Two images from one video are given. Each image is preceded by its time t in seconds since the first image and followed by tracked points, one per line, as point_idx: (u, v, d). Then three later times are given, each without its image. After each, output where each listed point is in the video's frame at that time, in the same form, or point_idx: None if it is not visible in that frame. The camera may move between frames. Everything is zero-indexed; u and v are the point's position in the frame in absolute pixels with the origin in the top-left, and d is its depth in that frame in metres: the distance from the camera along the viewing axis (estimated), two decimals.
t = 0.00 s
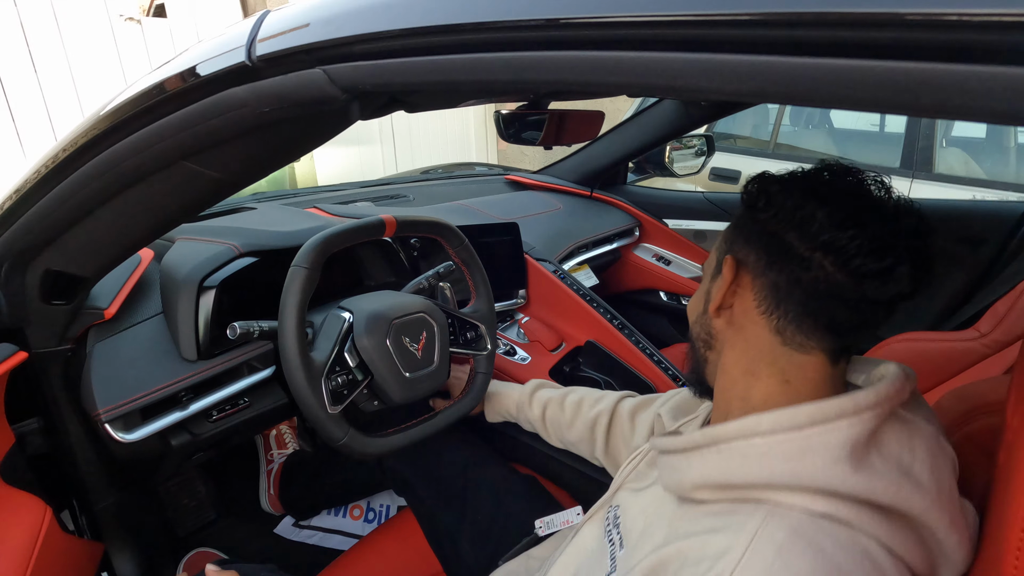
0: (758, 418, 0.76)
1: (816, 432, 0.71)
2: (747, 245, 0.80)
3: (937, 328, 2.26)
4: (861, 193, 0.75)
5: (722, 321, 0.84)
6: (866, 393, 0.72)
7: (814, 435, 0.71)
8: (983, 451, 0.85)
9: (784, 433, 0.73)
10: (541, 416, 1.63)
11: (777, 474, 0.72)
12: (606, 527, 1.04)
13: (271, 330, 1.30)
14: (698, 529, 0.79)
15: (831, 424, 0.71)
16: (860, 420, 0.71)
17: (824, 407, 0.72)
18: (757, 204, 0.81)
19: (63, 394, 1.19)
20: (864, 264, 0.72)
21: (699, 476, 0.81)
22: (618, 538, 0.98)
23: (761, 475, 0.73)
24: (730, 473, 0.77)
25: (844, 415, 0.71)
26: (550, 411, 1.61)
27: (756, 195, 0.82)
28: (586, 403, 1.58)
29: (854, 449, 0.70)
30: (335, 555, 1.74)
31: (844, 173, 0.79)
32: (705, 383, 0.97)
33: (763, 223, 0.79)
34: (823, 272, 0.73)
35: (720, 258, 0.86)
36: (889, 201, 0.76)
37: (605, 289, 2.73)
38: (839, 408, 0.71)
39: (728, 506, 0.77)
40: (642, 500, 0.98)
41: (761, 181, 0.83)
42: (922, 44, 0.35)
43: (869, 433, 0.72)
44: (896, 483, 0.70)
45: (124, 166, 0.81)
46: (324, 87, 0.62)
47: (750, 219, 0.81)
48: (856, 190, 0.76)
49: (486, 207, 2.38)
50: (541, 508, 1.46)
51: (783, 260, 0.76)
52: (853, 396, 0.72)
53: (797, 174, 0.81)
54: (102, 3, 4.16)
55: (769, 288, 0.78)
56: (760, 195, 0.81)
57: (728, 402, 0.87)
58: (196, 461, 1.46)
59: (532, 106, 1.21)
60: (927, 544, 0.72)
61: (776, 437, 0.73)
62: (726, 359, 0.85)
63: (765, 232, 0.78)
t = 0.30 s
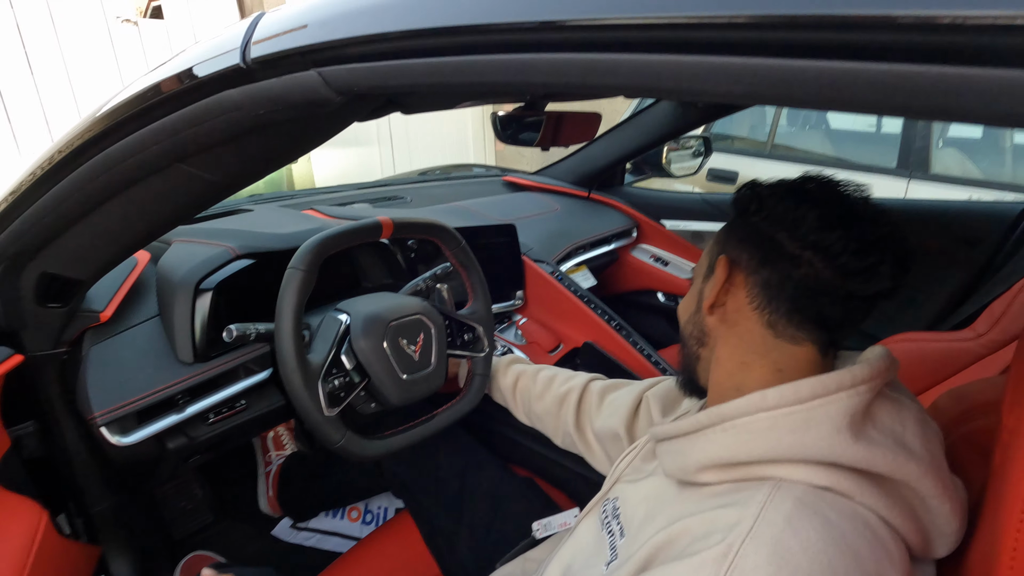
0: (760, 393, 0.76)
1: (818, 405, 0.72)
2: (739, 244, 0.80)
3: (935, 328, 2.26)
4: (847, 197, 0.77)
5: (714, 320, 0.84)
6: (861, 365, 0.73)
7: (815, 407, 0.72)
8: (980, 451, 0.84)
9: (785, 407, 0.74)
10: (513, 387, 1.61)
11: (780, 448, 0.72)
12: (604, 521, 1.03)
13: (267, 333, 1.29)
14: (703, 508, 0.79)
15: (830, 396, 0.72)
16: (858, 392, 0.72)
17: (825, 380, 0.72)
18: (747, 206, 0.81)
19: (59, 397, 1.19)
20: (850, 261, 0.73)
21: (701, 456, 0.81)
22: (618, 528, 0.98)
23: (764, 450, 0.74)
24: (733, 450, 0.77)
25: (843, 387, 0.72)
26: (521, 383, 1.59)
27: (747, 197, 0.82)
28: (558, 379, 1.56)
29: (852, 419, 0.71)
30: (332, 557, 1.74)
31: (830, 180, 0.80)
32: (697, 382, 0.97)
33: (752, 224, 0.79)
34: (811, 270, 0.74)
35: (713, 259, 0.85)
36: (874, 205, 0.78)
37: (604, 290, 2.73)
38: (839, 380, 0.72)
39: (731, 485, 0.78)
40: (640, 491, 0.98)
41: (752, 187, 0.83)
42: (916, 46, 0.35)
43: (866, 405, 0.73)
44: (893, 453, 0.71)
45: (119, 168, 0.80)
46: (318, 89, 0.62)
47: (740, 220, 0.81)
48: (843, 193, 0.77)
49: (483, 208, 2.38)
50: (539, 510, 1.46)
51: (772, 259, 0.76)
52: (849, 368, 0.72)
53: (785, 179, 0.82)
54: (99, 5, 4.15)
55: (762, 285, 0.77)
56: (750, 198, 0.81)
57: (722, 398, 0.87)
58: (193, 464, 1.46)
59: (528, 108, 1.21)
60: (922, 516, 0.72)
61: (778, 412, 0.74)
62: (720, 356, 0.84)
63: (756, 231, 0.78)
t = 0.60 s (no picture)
0: (764, 394, 0.75)
1: (822, 406, 0.71)
2: (736, 240, 0.80)
3: (936, 323, 2.26)
4: (844, 189, 0.76)
5: (712, 317, 0.83)
6: (866, 365, 0.72)
7: (819, 409, 0.71)
8: (985, 444, 0.84)
9: (789, 408, 0.73)
10: (508, 374, 1.63)
11: (783, 450, 0.72)
12: (605, 520, 1.03)
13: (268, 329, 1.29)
14: (705, 511, 0.78)
15: (834, 398, 0.71)
16: (862, 392, 0.71)
17: (829, 380, 0.72)
18: (743, 200, 0.81)
19: (60, 394, 1.19)
20: (847, 256, 0.72)
21: (703, 458, 0.80)
22: (619, 528, 0.98)
23: (768, 452, 0.73)
24: (736, 452, 0.76)
25: (847, 388, 0.71)
26: (516, 370, 1.62)
27: (742, 194, 0.82)
28: (551, 363, 1.58)
29: (856, 420, 0.71)
30: (334, 553, 1.74)
31: (827, 171, 0.80)
32: (697, 379, 0.96)
33: (748, 219, 0.79)
34: (808, 265, 0.73)
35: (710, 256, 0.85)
36: (871, 198, 0.77)
37: (604, 286, 2.72)
38: (843, 381, 0.71)
39: (735, 487, 0.78)
40: (642, 489, 0.98)
41: (748, 181, 0.82)
42: (921, 32, 0.35)
43: (870, 405, 0.72)
44: (897, 454, 0.71)
45: (118, 164, 0.80)
46: (318, 83, 0.61)
47: (735, 215, 0.81)
48: (840, 186, 0.76)
49: (484, 205, 2.38)
50: (541, 506, 1.46)
51: (768, 255, 0.76)
52: (853, 368, 0.72)
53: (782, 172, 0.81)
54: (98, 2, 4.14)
55: (759, 283, 0.77)
56: (746, 192, 0.80)
57: (722, 395, 0.86)
58: (194, 461, 1.46)
59: (528, 103, 1.21)
60: (927, 515, 0.72)
61: (781, 414, 0.73)
62: (719, 353, 0.84)
63: (752, 227, 0.78)
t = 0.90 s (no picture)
0: (772, 396, 0.76)
1: (830, 409, 0.71)
2: (748, 238, 0.80)
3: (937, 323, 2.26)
4: (862, 188, 0.76)
5: (721, 314, 0.84)
6: (875, 368, 0.73)
7: (827, 411, 0.72)
8: (989, 443, 0.84)
9: (797, 410, 0.73)
10: (518, 377, 1.64)
11: (790, 452, 0.72)
12: (609, 519, 1.03)
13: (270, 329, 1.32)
14: (711, 512, 0.79)
15: (842, 400, 0.71)
16: (871, 395, 0.71)
17: (837, 383, 0.72)
18: (758, 197, 0.81)
19: (65, 395, 1.19)
20: (861, 257, 0.73)
21: (710, 458, 0.81)
22: (624, 527, 0.98)
23: (775, 454, 0.73)
24: (743, 453, 0.77)
25: (855, 390, 0.71)
26: (523, 372, 1.63)
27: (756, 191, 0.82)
28: (559, 365, 1.59)
29: (864, 422, 0.71)
30: (336, 553, 1.74)
31: (845, 169, 0.80)
32: (704, 375, 0.96)
33: (762, 217, 0.79)
34: (822, 264, 0.74)
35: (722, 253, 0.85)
36: (887, 199, 0.77)
37: (606, 286, 2.73)
38: (851, 383, 0.71)
39: (741, 488, 0.78)
40: (647, 488, 0.98)
41: (762, 178, 0.83)
42: (923, 31, 0.35)
43: (879, 408, 0.72)
44: (905, 456, 0.71)
45: (124, 164, 0.81)
46: (324, 83, 0.62)
47: (750, 213, 0.81)
48: (857, 185, 0.76)
49: (486, 205, 2.38)
50: (543, 505, 1.46)
51: (782, 253, 0.76)
52: (862, 371, 0.72)
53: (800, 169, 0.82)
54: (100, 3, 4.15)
55: (770, 280, 0.78)
56: (761, 189, 0.81)
57: (729, 393, 0.87)
58: (198, 461, 1.46)
59: (531, 103, 1.21)
60: (933, 517, 0.72)
61: (790, 415, 0.74)
62: (727, 351, 0.85)
63: (766, 225, 0.78)
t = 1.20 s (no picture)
0: (767, 396, 0.76)
1: (823, 408, 0.71)
2: (747, 237, 0.80)
3: (934, 322, 2.27)
4: (861, 189, 0.76)
5: (719, 314, 0.84)
6: (870, 368, 0.73)
7: (822, 411, 0.71)
8: (987, 442, 0.84)
9: (792, 409, 0.73)
10: (537, 427, 1.59)
11: (784, 451, 0.72)
12: (608, 519, 1.03)
13: (268, 331, 1.29)
14: (707, 511, 0.79)
15: (836, 399, 0.71)
16: (865, 394, 0.71)
17: (830, 382, 0.72)
18: (758, 197, 0.81)
19: (62, 399, 1.19)
20: (860, 258, 0.73)
21: (705, 458, 0.81)
22: (622, 527, 0.98)
23: (771, 453, 0.73)
24: (738, 453, 0.77)
25: (849, 389, 0.71)
26: (543, 419, 1.58)
27: (756, 190, 0.82)
28: (578, 406, 1.57)
29: (859, 422, 0.71)
30: (335, 555, 1.74)
31: (844, 169, 0.80)
32: (703, 375, 0.96)
33: (762, 217, 0.79)
34: (822, 265, 0.74)
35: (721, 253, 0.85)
36: (886, 199, 0.77)
37: (604, 287, 2.73)
38: (845, 383, 0.71)
39: (736, 487, 0.78)
40: (646, 488, 0.98)
41: (761, 177, 0.84)
42: (920, 35, 0.35)
43: (873, 407, 0.72)
44: (900, 456, 0.71)
45: (120, 167, 0.81)
46: (320, 86, 0.62)
47: (748, 213, 0.81)
48: (856, 185, 0.76)
49: (483, 206, 2.38)
50: (542, 507, 1.46)
51: (782, 254, 0.76)
52: (857, 371, 0.72)
53: (799, 169, 0.82)
54: (96, 5, 4.14)
55: (770, 281, 0.78)
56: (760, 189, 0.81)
57: (728, 393, 0.86)
58: (196, 464, 1.46)
59: (528, 104, 1.21)
60: (930, 517, 0.72)
61: (784, 414, 0.74)
62: (726, 351, 0.85)
63: (765, 225, 0.78)
